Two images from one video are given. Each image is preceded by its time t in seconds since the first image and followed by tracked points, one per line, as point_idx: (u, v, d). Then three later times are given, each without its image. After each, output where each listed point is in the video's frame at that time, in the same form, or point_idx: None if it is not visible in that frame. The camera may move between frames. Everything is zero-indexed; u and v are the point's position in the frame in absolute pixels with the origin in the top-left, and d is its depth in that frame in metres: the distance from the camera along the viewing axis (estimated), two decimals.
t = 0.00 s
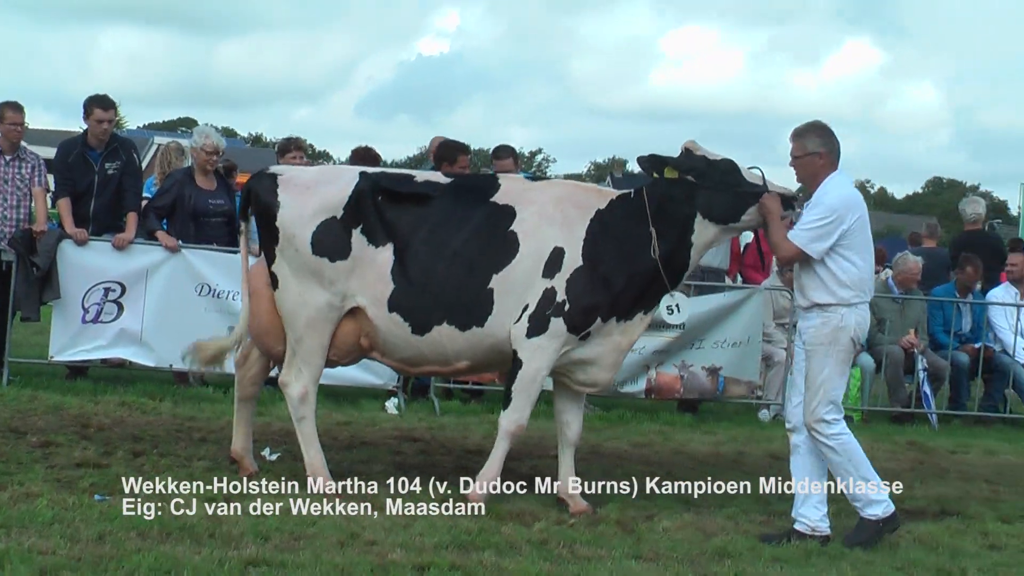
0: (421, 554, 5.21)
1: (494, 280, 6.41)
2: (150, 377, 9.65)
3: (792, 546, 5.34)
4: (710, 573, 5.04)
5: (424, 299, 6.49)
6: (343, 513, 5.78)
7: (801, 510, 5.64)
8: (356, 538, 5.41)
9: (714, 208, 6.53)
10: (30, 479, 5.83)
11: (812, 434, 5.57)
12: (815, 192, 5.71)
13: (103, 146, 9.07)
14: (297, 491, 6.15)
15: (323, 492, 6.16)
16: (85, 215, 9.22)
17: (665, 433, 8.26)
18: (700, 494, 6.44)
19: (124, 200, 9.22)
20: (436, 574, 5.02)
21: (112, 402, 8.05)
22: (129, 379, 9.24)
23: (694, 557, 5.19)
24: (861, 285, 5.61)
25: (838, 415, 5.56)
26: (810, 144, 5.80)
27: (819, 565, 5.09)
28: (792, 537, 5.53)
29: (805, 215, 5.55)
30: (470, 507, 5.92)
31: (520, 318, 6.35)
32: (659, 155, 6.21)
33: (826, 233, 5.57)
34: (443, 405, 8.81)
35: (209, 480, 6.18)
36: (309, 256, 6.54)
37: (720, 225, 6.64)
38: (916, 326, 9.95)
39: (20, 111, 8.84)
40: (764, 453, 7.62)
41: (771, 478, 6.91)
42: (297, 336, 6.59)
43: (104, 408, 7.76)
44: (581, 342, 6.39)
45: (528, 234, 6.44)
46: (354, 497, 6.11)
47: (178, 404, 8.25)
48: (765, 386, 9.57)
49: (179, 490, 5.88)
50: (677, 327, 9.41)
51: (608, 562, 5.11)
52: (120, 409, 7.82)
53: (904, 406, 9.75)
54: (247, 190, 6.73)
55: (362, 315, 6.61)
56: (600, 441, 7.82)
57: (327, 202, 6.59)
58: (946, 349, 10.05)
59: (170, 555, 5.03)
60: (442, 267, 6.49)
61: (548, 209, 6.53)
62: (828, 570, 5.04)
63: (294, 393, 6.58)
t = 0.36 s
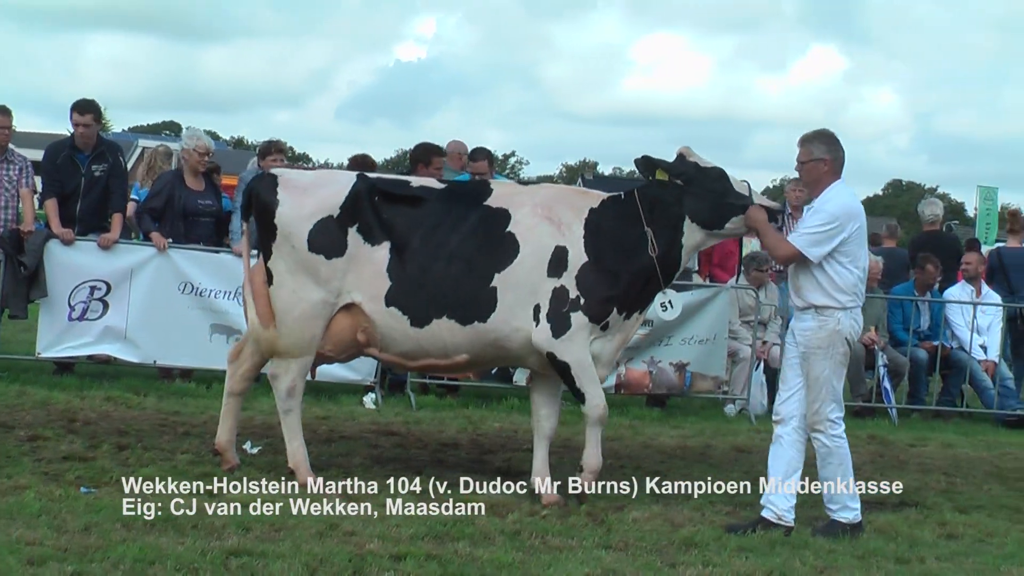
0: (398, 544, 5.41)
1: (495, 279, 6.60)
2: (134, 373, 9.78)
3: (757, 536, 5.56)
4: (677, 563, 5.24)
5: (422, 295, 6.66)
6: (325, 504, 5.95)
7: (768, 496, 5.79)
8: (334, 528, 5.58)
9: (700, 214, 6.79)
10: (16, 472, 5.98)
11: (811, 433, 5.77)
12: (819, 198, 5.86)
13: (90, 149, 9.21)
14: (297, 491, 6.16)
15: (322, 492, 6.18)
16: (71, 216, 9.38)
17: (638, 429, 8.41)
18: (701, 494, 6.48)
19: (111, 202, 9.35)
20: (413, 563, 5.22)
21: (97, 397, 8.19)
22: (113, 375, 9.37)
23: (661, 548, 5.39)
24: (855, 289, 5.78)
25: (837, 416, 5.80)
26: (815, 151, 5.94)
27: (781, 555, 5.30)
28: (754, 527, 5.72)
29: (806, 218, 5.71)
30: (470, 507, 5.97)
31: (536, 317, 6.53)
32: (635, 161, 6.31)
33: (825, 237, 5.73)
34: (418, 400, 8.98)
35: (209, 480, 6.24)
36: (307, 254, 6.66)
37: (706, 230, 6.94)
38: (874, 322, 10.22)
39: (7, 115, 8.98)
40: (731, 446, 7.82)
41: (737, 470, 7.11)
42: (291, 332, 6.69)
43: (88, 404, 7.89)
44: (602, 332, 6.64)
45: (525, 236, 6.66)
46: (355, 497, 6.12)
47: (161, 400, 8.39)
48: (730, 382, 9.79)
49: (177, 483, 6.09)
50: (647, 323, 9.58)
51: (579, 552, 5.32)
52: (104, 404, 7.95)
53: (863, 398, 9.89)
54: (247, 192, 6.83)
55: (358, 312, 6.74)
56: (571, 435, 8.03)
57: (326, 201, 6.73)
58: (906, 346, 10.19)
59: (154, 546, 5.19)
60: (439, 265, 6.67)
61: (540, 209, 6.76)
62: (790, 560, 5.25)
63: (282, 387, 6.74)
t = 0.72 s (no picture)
0: (352, 540, 5.40)
1: (482, 277, 6.53)
2: (87, 369, 9.72)
3: (710, 531, 5.58)
4: (631, 557, 5.26)
5: (398, 293, 6.56)
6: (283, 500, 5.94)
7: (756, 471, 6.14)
8: (288, 525, 5.57)
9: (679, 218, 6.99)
10: None
11: (781, 420, 5.92)
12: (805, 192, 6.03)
13: (39, 143, 9.12)
14: (297, 491, 6.13)
15: (323, 492, 6.13)
16: (22, 211, 9.29)
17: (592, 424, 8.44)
18: (700, 494, 6.44)
19: (61, 195, 9.30)
20: (366, 559, 5.21)
21: (51, 394, 8.11)
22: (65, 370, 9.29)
23: (615, 543, 5.41)
24: (838, 283, 5.96)
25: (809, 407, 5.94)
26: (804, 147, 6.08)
27: (734, 550, 5.33)
28: (706, 523, 5.74)
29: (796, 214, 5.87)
30: (470, 507, 5.93)
31: (528, 317, 6.51)
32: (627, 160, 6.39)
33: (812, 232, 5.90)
34: (373, 396, 8.96)
35: (209, 481, 6.22)
36: (281, 253, 6.60)
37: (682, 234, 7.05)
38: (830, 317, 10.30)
39: None
40: (684, 441, 7.86)
41: (689, 465, 7.13)
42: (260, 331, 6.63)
43: (41, 400, 7.82)
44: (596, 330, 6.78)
45: (511, 234, 6.61)
46: (355, 497, 6.06)
47: (115, 396, 8.33)
48: (684, 377, 9.84)
49: (178, 485, 6.07)
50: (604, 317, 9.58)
51: (533, 548, 5.32)
52: (57, 400, 7.89)
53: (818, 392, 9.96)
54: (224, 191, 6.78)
55: (331, 312, 6.63)
56: (524, 431, 8.04)
57: (303, 200, 6.68)
58: (857, 341, 10.18)
59: (106, 542, 5.16)
60: (417, 263, 6.59)
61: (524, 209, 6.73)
62: (743, 555, 5.28)
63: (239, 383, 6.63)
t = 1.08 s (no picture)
0: (329, 526, 5.56)
1: (499, 280, 6.69)
2: (69, 361, 9.85)
3: (677, 518, 5.75)
4: (600, 543, 5.43)
5: (417, 296, 6.70)
6: (267, 488, 6.09)
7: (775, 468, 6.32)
8: (265, 512, 5.72)
9: (677, 211, 7.11)
10: None
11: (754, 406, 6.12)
12: (784, 196, 6.25)
13: (20, 140, 9.07)
14: (297, 491, 6.08)
15: (322, 492, 6.07)
16: (8, 207, 9.33)
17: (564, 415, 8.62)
18: (702, 493, 6.34)
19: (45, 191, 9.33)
20: (343, 546, 5.37)
21: (36, 385, 8.23)
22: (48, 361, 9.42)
23: (585, 529, 5.58)
24: (815, 282, 6.21)
25: (783, 397, 6.11)
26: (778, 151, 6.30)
27: (701, 536, 5.50)
28: (674, 509, 5.91)
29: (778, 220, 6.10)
30: (470, 507, 5.87)
31: (541, 319, 6.72)
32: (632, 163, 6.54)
33: (794, 237, 6.13)
34: (348, 387, 9.11)
35: (209, 480, 6.16)
36: (297, 259, 6.70)
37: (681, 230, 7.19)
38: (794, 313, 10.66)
39: None
40: (653, 430, 8.04)
41: (657, 453, 7.30)
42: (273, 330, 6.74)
43: (26, 391, 7.94)
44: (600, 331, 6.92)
45: (523, 238, 6.77)
46: (355, 497, 6.01)
47: (99, 388, 8.46)
48: (652, 368, 10.04)
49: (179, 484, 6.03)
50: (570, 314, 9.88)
51: (504, 534, 5.49)
52: (42, 392, 8.01)
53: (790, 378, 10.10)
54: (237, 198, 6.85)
55: (346, 310, 6.76)
56: (497, 420, 8.18)
57: (316, 205, 6.78)
58: (820, 334, 10.42)
59: (88, 530, 5.29)
60: (434, 265, 6.71)
61: (535, 212, 6.88)
62: (709, 540, 5.45)
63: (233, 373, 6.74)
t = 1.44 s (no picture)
0: (305, 524, 5.55)
1: (515, 283, 6.75)
2: (46, 358, 9.80)
3: (652, 515, 5.77)
4: (576, 541, 5.43)
5: (438, 301, 6.78)
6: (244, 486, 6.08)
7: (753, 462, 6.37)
8: (240, 511, 5.71)
9: (694, 207, 7.07)
10: None
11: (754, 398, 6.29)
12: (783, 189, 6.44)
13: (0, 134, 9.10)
14: (297, 490, 6.05)
15: (323, 492, 6.05)
16: None
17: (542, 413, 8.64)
18: (702, 493, 6.31)
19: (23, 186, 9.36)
20: (318, 544, 5.36)
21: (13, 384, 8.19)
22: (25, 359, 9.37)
23: (560, 527, 5.58)
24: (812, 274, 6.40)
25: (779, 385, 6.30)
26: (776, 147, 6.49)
27: (676, 533, 5.52)
28: (650, 507, 5.93)
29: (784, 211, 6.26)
30: (470, 507, 5.85)
31: (549, 316, 6.76)
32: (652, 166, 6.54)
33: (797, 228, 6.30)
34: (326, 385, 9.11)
35: (208, 480, 6.15)
36: (317, 263, 6.71)
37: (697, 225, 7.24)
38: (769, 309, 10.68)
39: None
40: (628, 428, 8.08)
41: (633, 450, 7.32)
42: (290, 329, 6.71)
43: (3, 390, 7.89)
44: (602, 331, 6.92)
45: (538, 239, 6.80)
46: (355, 497, 5.98)
47: (76, 387, 8.43)
48: (628, 366, 10.05)
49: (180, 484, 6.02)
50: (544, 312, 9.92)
51: (480, 532, 5.49)
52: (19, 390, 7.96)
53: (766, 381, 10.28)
54: (261, 200, 6.86)
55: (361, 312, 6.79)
56: (473, 418, 8.19)
57: (338, 210, 6.78)
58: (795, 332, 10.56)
59: (62, 528, 5.27)
60: (454, 269, 6.77)
61: (552, 213, 6.91)
62: (684, 538, 5.47)
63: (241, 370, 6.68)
